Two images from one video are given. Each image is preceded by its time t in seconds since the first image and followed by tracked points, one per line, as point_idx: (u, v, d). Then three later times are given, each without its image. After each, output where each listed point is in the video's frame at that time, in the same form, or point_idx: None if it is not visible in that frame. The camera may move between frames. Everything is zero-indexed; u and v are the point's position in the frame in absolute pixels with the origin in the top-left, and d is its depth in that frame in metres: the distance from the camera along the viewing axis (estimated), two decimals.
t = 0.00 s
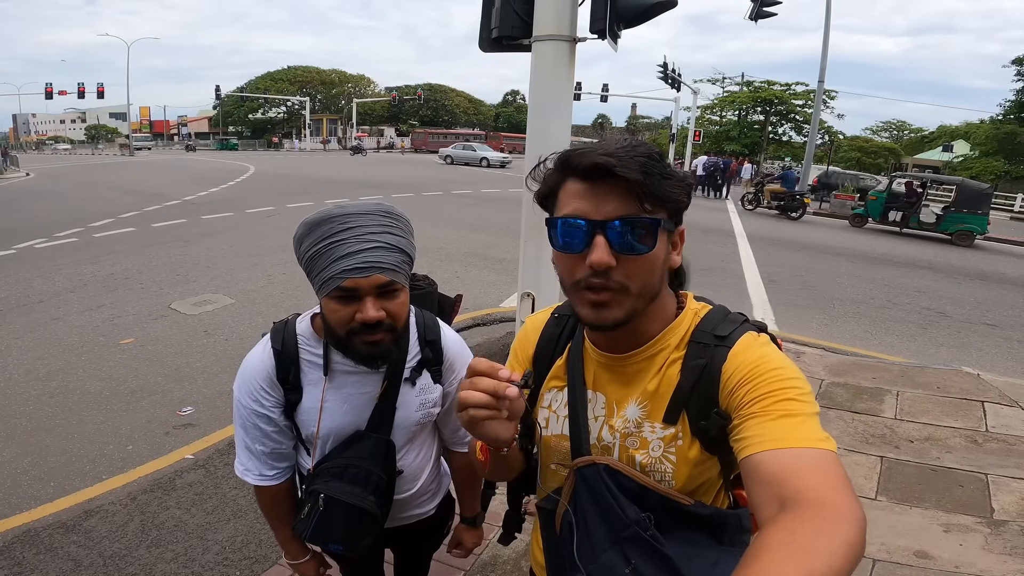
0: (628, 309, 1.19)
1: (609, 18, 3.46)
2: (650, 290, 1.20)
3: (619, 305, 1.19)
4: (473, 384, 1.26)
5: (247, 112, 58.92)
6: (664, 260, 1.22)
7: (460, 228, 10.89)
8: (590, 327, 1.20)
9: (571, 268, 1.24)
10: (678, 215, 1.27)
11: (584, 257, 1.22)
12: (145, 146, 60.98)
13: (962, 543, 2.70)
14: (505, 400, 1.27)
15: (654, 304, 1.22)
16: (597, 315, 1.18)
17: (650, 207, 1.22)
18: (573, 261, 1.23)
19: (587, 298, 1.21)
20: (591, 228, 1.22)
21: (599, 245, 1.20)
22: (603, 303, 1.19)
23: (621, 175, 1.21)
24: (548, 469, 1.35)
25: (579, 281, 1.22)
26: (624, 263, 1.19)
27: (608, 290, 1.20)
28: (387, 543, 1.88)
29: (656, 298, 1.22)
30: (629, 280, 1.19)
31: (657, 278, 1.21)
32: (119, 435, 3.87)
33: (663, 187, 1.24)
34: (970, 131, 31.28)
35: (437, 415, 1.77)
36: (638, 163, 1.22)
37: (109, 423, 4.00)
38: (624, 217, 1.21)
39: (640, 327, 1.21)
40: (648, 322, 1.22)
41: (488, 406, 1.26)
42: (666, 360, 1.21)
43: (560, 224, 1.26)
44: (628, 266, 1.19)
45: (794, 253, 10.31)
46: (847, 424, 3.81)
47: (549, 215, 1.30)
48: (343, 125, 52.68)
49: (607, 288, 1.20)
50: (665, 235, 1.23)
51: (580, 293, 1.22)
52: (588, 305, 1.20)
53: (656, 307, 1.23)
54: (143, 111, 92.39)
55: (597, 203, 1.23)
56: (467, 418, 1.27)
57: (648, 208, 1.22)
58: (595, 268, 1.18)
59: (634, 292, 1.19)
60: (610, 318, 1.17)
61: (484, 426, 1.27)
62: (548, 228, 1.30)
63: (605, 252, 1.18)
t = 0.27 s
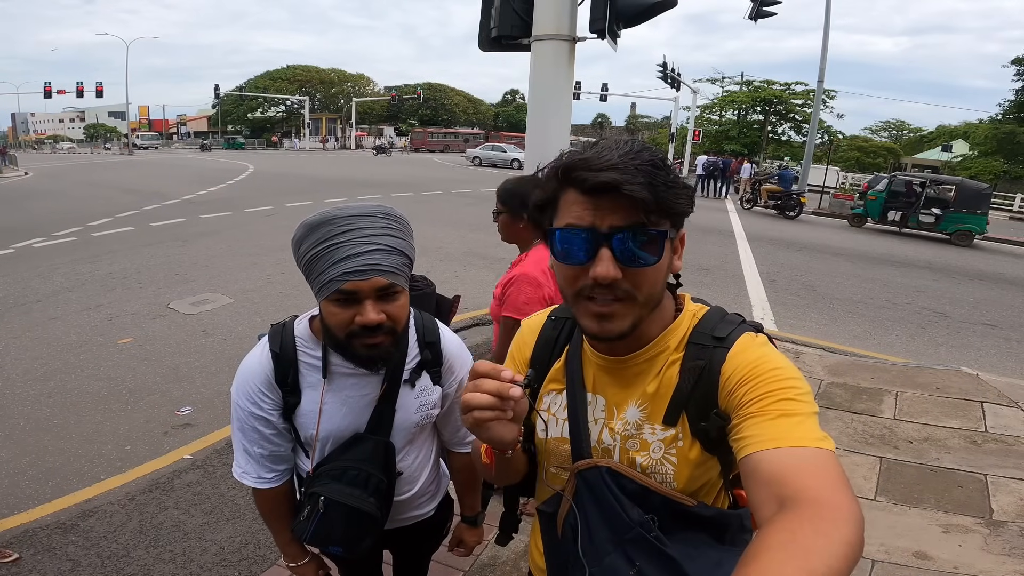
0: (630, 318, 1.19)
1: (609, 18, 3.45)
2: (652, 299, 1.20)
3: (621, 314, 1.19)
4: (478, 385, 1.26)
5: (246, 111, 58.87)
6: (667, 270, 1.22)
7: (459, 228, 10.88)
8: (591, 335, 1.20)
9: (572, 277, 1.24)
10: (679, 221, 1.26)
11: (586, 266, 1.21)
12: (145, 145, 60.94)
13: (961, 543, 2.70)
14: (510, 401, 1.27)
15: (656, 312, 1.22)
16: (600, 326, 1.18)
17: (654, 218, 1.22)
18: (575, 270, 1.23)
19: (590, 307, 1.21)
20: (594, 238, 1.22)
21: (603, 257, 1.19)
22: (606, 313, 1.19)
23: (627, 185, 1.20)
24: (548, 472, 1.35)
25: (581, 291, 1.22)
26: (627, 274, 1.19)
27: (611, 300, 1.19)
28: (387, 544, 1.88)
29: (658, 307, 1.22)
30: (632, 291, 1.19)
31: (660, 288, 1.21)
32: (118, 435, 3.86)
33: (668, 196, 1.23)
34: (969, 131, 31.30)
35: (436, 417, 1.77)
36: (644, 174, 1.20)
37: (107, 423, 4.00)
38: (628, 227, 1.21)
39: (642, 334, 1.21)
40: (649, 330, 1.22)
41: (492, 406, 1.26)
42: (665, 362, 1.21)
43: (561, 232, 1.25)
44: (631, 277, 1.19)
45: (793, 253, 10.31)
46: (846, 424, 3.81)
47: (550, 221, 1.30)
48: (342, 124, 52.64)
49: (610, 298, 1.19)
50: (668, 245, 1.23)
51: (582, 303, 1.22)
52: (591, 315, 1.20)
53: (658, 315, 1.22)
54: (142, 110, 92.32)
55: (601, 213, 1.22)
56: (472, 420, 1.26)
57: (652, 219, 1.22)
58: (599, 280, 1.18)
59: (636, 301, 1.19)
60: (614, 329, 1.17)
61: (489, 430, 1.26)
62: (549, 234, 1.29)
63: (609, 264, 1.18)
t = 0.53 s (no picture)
0: (627, 319, 1.18)
1: (609, 17, 3.45)
2: (649, 298, 1.20)
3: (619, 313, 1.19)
4: (488, 382, 1.25)
5: (246, 110, 58.84)
6: (663, 268, 1.22)
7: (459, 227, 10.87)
8: (589, 337, 1.20)
9: (569, 275, 1.23)
10: (674, 219, 1.26)
11: (582, 265, 1.21)
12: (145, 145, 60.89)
13: (961, 544, 2.70)
14: (520, 400, 1.26)
15: (653, 310, 1.21)
16: (597, 325, 1.18)
17: (649, 217, 1.22)
18: (571, 269, 1.23)
19: (587, 306, 1.20)
20: (590, 238, 1.21)
21: (598, 256, 1.19)
22: (603, 312, 1.19)
23: (622, 184, 1.20)
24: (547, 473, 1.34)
25: (577, 290, 1.22)
26: (624, 272, 1.18)
27: (608, 299, 1.19)
28: (387, 545, 1.87)
29: (654, 306, 1.22)
30: (629, 289, 1.19)
31: (656, 286, 1.21)
32: (117, 434, 3.86)
33: (664, 193, 1.23)
34: (969, 131, 31.29)
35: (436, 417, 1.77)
36: (639, 172, 1.20)
37: (106, 423, 3.99)
38: (624, 225, 1.20)
39: (640, 333, 1.21)
40: (647, 328, 1.21)
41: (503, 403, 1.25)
42: (664, 362, 1.21)
43: (557, 232, 1.25)
44: (628, 275, 1.18)
45: (793, 253, 10.31)
46: (846, 424, 3.81)
47: (547, 220, 1.29)
48: (341, 123, 52.58)
49: (607, 297, 1.19)
50: (663, 243, 1.23)
51: (579, 302, 1.22)
52: (587, 315, 1.20)
53: (655, 314, 1.22)
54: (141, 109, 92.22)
55: (596, 213, 1.22)
56: (481, 418, 1.26)
57: (648, 217, 1.22)
58: (595, 278, 1.18)
59: (634, 301, 1.19)
60: (611, 328, 1.17)
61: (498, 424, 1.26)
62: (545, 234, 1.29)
63: (605, 262, 1.18)
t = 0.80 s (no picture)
0: (630, 313, 1.18)
1: (610, 16, 3.44)
2: (650, 293, 1.20)
3: (621, 308, 1.18)
4: (490, 384, 1.25)
5: (245, 109, 58.79)
6: (665, 262, 1.22)
7: (459, 226, 10.86)
8: (591, 331, 1.20)
9: (570, 271, 1.23)
10: (675, 215, 1.26)
11: (583, 261, 1.21)
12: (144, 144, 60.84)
13: (961, 543, 2.70)
14: (523, 401, 1.25)
15: (655, 305, 1.21)
16: (599, 320, 1.18)
17: (650, 210, 1.22)
18: (573, 264, 1.23)
19: (589, 303, 1.20)
20: (592, 233, 1.21)
21: (600, 249, 1.19)
22: (605, 308, 1.19)
23: (622, 178, 1.20)
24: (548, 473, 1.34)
25: (580, 286, 1.22)
26: (625, 267, 1.18)
27: (610, 294, 1.19)
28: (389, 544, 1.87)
29: (657, 301, 1.21)
30: (630, 284, 1.19)
31: (657, 281, 1.21)
32: (117, 433, 3.85)
33: (664, 188, 1.23)
34: (969, 130, 31.29)
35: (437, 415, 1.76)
36: (639, 167, 1.20)
37: (106, 422, 3.99)
38: (625, 220, 1.20)
39: (642, 330, 1.21)
40: (649, 324, 1.21)
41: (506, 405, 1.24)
42: (666, 361, 1.21)
43: (559, 228, 1.24)
44: (629, 270, 1.18)
45: (793, 252, 10.31)
46: (846, 423, 3.81)
47: (548, 217, 1.29)
48: (341, 122, 52.53)
49: (609, 292, 1.19)
50: (664, 238, 1.22)
51: (581, 298, 1.22)
52: (590, 310, 1.20)
53: (657, 310, 1.22)
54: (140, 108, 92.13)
55: (598, 207, 1.22)
56: (484, 419, 1.25)
57: (648, 211, 1.21)
58: (596, 272, 1.18)
59: (636, 295, 1.19)
60: (613, 323, 1.17)
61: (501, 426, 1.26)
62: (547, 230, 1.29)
63: (606, 256, 1.18)
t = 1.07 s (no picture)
0: (623, 309, 1.19)
1: (610, 15, 3.44)
2: (644, 288, 1.21)
3: (614, 304, 1.19)
4: (492, 383, 1.26)
5: (244, 108, 58.70)
6: (659, 259, 1.22)
7: (459, 225, 10.86)
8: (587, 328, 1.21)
9: (566, 268, 1.24)
10: (670, 213, 1.27)
11: (578, 258, 1.22)
12: (143, 143, 60.78)
13: (959, 541, 2.71)
14: (526, 399, 1.26)
15: (651, 302, 1.22)
16: (594, 316, 1.19)
17: (643, 205, 1.22)
18: (568, 262, 1.24)
19: (585, 299, 1.21)
20: (585, 229, 1.22)
21: (593, 245, 1.20)
22: (600, 304, 1.19)
23: (613, 174, 1.21)
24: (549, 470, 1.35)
25: (575, 283, 1.22)
26: (619, 264, 1.19)
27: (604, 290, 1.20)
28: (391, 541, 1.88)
29: (652, 298, 1.22)
30: (624, 280, 1.20)
31: (652, 277, 1.22)
32: (117, 432, 3.86)
33: (656, 184, 1.24)
34: (968, 129, 31.29)
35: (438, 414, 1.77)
36: (629, 163, 1.21)
37: (107, 421, 3.99)
38: (618, 216, 1.21)
39: (639, 327, 1.22)
40: (644, 321, 1.22)
41: (507, 403, 1.25)
42: (665, 359, 1.21)
43: (553, 225, 1.26)
44: (623, 266, 1.19)
45: (792, 251, 10.31)
46: (845, 422, 3.82)
47: (544, 215, 1.30)
48: (340, 121, 52.49)
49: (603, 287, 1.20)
50: (659, 233, 1.23)
51: (577, 294, 1.22)
52: (585, 307, 1.21)
53: (653, 306, 1.23)
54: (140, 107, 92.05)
55: (590, 203, 1.23)
56: (487, 418, 1.26)
57: (641, 207, 1.22)
58: (590, 268, 1.19)
59: (629, 291, 1.19)
60: (608, 319, 1.18)
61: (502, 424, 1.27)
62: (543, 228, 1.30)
63: (599, 252, 1.19)
